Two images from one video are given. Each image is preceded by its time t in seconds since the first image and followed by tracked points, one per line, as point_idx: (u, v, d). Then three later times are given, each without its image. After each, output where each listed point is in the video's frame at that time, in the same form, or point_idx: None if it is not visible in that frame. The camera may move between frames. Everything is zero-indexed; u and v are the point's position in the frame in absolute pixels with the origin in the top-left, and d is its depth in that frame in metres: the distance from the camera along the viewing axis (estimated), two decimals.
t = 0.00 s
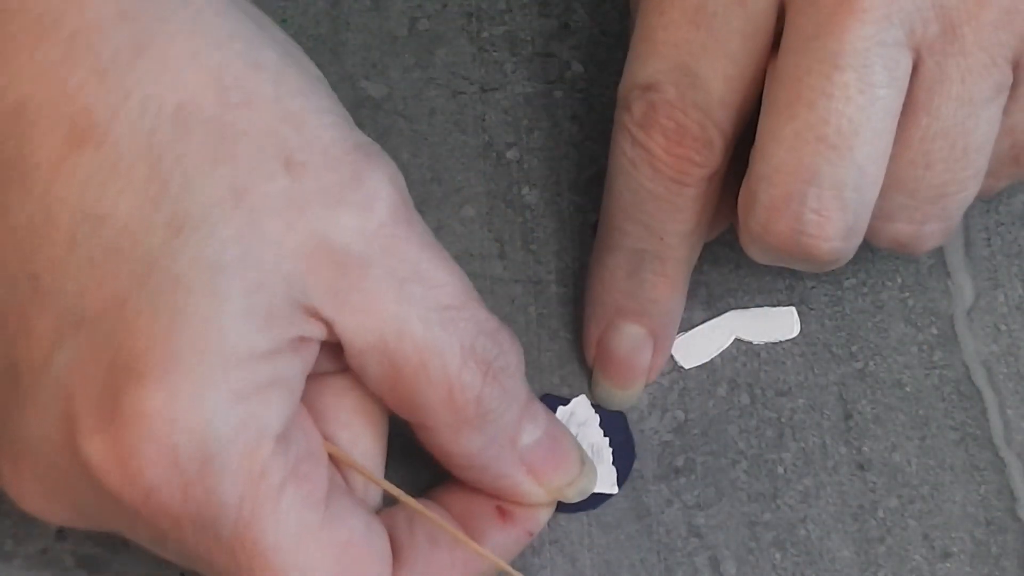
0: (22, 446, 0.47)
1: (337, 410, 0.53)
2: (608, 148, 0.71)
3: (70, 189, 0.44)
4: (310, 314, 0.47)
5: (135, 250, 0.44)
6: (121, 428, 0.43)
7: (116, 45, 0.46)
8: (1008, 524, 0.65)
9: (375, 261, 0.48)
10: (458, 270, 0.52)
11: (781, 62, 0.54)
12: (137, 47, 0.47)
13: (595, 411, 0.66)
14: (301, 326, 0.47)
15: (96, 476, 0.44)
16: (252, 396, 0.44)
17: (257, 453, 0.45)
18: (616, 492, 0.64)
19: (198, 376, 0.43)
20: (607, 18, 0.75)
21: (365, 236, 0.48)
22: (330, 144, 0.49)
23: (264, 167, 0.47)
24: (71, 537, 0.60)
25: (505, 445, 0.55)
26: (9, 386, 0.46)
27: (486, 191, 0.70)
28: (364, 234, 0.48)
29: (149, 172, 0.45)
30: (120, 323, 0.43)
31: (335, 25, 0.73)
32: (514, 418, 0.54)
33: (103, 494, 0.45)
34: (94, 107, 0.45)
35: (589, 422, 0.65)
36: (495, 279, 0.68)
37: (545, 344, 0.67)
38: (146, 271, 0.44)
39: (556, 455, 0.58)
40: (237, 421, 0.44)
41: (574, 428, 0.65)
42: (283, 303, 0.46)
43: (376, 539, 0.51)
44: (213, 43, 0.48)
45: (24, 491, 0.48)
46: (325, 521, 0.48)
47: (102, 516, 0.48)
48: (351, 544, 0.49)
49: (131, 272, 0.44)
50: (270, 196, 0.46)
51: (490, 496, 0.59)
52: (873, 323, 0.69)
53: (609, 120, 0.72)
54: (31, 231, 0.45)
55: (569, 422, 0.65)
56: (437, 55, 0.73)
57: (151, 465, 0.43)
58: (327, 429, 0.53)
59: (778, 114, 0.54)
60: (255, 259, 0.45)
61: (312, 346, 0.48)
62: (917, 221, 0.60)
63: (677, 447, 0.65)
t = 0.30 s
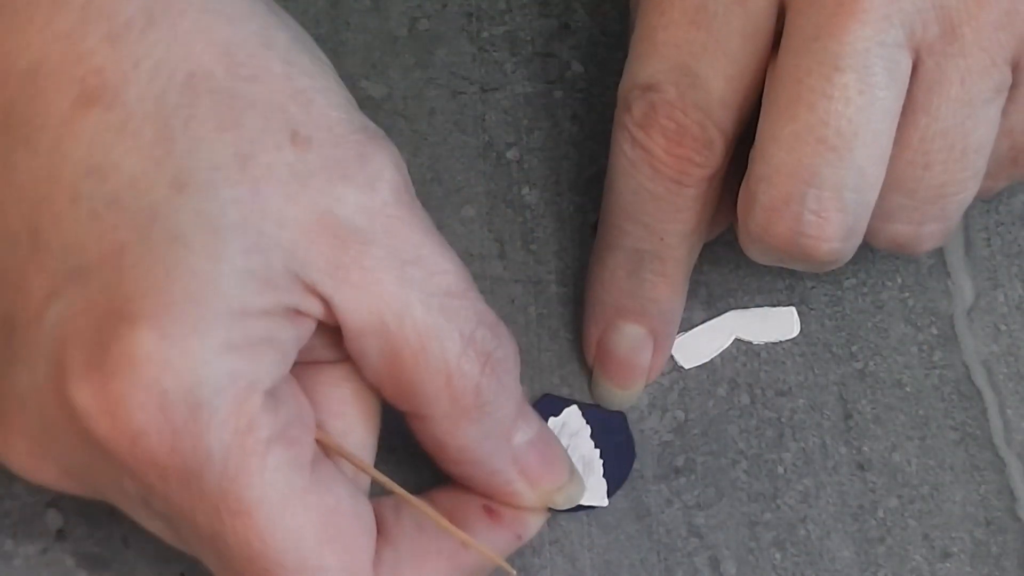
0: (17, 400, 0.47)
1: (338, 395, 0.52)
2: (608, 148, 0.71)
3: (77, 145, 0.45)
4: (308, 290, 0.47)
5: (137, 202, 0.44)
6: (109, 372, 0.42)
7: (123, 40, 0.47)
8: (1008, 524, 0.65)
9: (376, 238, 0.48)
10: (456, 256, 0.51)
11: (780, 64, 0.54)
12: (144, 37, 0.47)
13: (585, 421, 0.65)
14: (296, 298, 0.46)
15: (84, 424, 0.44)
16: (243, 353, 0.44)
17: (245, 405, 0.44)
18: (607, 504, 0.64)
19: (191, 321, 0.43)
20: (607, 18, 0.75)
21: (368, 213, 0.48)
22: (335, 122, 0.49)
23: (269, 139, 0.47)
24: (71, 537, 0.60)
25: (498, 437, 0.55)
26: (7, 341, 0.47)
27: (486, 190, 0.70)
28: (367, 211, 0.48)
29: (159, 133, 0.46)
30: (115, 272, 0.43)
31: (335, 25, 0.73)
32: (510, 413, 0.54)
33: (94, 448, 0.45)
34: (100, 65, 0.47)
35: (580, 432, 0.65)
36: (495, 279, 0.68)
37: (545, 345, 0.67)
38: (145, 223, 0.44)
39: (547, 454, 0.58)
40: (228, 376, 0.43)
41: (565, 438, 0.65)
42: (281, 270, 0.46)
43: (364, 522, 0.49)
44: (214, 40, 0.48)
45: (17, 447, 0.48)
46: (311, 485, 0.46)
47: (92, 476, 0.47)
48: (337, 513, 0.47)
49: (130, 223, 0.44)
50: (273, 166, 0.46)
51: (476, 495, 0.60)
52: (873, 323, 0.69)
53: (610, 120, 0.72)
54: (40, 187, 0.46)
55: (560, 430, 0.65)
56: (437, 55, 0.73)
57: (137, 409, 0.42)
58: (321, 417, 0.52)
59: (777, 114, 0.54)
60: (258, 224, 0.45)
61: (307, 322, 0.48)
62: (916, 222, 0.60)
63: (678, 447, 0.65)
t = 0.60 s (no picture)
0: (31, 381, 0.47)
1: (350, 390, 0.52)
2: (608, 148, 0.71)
3: (103, 125, 0.46)
4: (327, 278, 0.48)
5: (163, 184, 0.45)
6: (134, 348, 0.43)
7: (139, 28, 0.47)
8: (1008, 524, 0.65)
9: (394, 226, 0.49)
10: (468, 250, 0.52)
11: (783, 67, 0.54)
12: (157, 26, 0.48)
13: (595, 414, 0.65)
14: (314, 286, 0.47)
15: (106, 401, 0.44)
16: (267, 333, 0.45)
17: (270, 384, 0.45)
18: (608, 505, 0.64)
19: (216, 299, 0.44)
20: (607, 18, 0.75)
21: (387, 204, 0.49)
22: (357, 114, 0.51)
23: (294, 129, 0.48)
24: (71, 537, 0.60)
25: (511, 428, 0.55)
26: (23, 322, 0.47)
27: (486, 191, 0.70)
28: (387, 201, 0.49)
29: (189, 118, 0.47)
30: (142, 247, 0.44)
31: (335, 24, 0.73)
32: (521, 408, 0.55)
33: (114, 427, 0.45)
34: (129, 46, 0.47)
35: (587, 425, 0.65)
36: (495, 279, 0.68)
37: (545, 345, 0.67)
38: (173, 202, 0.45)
39: (558, 442, 0.57)
40: (253, 355, 0.44)
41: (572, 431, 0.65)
42: (302, 257, 0.47)
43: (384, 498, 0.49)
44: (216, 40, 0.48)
45: (26, 429, 0.48)
46: (337, 459, 0.46)
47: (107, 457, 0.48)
48: (358, 489, 0.47)
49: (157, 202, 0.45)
50: (296, 153, 0.48)
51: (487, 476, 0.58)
52: (873, 323, 0.69)
53: (609, 120, 0.72)
54: (61, 168, 0.46)
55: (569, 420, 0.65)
56: (436, 55, 0.73)
57: (163, 385, 0.43)
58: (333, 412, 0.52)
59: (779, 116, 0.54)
60: (280, 211, 0.47)
61: (326, 313, 0.49)
62: (916, 223, 0.59)
63: (678, 447, 0.65)
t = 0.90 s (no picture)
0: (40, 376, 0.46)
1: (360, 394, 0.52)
2: (608, 148, 0.71)
3: (113, 118, 0.47)
4: (340, 280, 0.48)
5: (182, 178, 0.46)
6: (156, 339, 0.43)
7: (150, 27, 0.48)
8: (1008, 524, 0.65)
9: (404, 229, 0.50)
10: (472, 260, 0.52)
11: (786, 69, 0.53)
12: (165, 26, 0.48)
13: (595, 416, 0.66)
14: (329, 285, 0.47)
15: (125, 394, 0.44)
16: (286, 327, 0.45)
17: (292, 378, 0.45)
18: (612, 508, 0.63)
19: (237, 291, 0.44)
20: (606, 18, 0.75)
21: (398, 206, 0.50)
22: (371, 116, 0.52)
23: (311, 127, 0.50)
24: (71, 537, 0.60)
25: (513, 437, 0.55)
26: (36, 315, 0.47)
27: (486, 190, 0.70)
28: (397, 204, 0.50)
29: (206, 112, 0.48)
30: (164, 239, 0.44)
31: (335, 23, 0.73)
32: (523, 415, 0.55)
33: (127, 420, 0.45)
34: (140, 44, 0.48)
35: (588, 428, 0.65)
36: (496, 279, 0.68)
37: (545, 345, 0.67)
38: (195, 197, 0.45)
39: (561, 452, 0.57)
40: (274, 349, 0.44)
41: (573, 435, 0.65)
42: (318, 254, 0.47)
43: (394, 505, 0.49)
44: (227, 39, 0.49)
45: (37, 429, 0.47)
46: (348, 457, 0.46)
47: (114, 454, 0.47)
48: (369, 492, 0.47)
49: (179, 195, 0.45)
50: (311, 151, 0.49)
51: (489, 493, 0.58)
52: (873, 323, 0.69)
53: (609, 121, 0.72)
54: (81, 160, 0.47)
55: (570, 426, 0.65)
56: (436, 55, 0.73)
57: (184, 376, 0.43)
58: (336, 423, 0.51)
59: (783, 118, 0.54)
60: (298, 210, 0.47)
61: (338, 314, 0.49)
62: (919, 225, 0.59)
63: (677, 447, 0.65)
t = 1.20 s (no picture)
0: (15, 336, 0.47)
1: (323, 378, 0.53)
2: (609, 148, 0.71)
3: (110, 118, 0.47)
4: (290, 227, 0.49)
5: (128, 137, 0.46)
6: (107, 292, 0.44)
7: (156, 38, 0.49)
8: (1008, 524, 0.65)
9: (351, 177, 0.51)
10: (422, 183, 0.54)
11: (793, 72, 0.54)
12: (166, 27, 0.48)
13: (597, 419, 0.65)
14: (278, 234, 0.49)
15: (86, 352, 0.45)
16: (234, 273, 0.46)
17: (244, 325, 0.45)
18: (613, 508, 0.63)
19: (185, 240, 0.45)
20: (607, 17, 0.75)
21: (344, 149, 0.51)
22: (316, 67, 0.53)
23: (251, 80, 0.50)
24: (71, 537, 0.60)
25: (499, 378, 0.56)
26: None
27: (486, 191, 0.70)
28: (342, 148, 0.51)
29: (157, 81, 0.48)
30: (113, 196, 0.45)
31: (335, 23, 0.73)
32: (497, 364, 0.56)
33: (95, 378, 0.46)
34: (136, 46, 0.49)
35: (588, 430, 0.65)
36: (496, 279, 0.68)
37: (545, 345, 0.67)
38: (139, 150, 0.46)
39: (550, 379, 0.59)
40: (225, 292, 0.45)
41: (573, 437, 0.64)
42: (268, 203, 0.48)
43: (362, 464, 0.49)
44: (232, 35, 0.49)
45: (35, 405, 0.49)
46: (310, 409, 0.47)
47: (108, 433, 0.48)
48: (342, 463, 0.48)
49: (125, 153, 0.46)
50: (255, 97, 0.50)
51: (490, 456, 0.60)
52: (873, 323, 0.69)
53: (609, 121, 0.72)
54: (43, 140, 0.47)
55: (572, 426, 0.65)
56: (436, 55, 0.73)
57: (145, 326, 0.44)
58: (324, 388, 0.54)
59: (791, 120, 0.54)
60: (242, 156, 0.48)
61: (291, 260, 0.50)
62: (925, 228, 0.60)
63: (678, 447, 0.65)
